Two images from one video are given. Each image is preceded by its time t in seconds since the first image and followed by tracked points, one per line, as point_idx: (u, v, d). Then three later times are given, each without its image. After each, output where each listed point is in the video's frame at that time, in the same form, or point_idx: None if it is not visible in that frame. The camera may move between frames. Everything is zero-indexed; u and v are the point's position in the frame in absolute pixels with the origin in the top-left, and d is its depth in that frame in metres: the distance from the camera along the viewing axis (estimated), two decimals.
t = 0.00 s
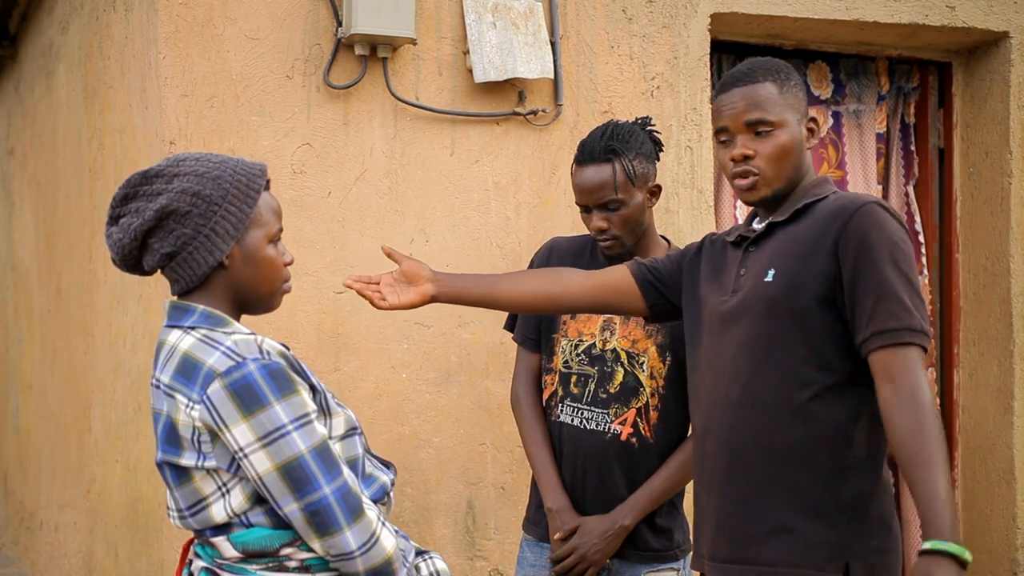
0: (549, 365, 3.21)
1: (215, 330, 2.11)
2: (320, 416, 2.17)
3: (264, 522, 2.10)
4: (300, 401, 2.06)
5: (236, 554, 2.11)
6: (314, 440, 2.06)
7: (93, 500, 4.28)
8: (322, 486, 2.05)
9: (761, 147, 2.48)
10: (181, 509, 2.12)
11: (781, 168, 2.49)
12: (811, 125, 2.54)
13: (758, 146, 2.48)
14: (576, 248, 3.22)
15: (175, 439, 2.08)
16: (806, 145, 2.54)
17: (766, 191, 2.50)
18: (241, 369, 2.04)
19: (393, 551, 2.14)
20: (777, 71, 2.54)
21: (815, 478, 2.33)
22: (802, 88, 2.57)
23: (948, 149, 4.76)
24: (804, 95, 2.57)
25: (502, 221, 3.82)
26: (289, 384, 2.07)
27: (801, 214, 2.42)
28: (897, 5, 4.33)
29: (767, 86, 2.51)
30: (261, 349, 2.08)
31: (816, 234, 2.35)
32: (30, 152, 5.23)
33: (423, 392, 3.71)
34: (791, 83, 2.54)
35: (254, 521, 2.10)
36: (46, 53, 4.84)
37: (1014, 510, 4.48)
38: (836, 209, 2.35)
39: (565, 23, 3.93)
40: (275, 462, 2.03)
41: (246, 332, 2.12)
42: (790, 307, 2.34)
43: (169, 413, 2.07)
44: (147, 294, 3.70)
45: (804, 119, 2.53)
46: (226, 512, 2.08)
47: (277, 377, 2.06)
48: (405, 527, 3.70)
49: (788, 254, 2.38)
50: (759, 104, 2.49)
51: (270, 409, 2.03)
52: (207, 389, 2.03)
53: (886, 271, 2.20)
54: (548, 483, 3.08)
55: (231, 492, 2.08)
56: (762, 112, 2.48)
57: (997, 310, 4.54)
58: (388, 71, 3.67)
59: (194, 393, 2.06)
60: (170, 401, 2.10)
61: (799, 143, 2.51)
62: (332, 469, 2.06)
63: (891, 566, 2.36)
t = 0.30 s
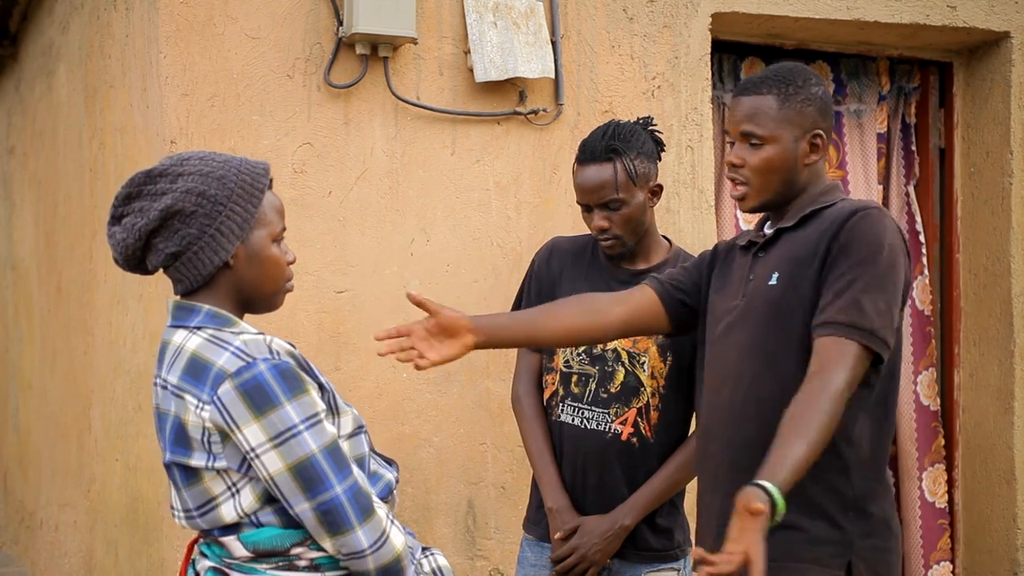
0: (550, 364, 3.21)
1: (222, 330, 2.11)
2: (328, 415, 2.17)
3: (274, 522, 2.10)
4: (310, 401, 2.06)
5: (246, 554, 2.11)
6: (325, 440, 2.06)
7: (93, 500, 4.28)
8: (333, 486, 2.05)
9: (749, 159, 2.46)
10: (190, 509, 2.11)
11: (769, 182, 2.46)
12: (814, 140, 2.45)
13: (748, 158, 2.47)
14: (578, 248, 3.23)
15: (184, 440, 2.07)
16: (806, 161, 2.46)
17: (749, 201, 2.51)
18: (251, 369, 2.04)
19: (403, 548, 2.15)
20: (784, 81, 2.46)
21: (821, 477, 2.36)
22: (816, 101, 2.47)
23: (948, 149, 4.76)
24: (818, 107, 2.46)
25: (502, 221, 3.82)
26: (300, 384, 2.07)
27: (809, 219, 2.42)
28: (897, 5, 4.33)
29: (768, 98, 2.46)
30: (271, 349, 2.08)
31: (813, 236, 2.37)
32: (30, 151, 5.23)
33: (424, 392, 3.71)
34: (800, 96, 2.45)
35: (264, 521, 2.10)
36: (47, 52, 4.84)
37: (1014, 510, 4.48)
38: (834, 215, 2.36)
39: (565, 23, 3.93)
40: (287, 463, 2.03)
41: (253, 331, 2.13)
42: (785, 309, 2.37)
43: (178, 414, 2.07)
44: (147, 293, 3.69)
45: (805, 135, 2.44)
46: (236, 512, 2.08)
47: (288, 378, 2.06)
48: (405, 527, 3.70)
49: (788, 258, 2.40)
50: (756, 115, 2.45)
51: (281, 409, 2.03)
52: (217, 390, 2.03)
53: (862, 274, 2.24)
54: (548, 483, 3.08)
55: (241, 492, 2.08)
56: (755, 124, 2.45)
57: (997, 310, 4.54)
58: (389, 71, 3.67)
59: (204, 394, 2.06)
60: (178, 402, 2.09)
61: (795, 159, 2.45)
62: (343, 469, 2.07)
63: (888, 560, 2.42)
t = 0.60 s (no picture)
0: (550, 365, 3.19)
1: (219, 332, 2.11)
2: (326, 416, 2.17)
3: (274, 523, 2.10)
4: (307, 402, 2.06)
5: (246, 555, 2.11)
6: (323, 441, 2.06)
7: (93, 500, 4.29)
8: (331, 486, 2.06)
9: (804, 151, 2.45)
10: (190, 511, 2.12)
11: (821, 175, 2.46)
12: (862, 137, 2.48)
13: (800, 151, 2.46)
14: (577, 249, 3.25)
15: (183, 442, 2.08)
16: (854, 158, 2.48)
17: (800, 195, 2.49)
18: (248, 371, 2.04)
19: (402, 548, 2.15)
20: (833, 78, 2.48)
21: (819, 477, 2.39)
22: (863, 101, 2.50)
23: (948, 150, 4.76)
24: (865, 106, 2.49)
25: (502, 222, 3.82)
26: (298, 385, 2.07)
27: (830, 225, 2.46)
28: (897, 7, 4.33)
29: (821, 92, 2.46)
30: (268, 350, 2.09)
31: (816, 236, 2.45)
32: (30, 151, 5.24)
33: (423, 393, 3.71)
34: (848, 93, 2.47)
35: (264, 522, 2.10)
36: (47, 53, 4.84)
37: (1013, 511, 4.48)
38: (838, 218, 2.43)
39: (565, 24, 3.93)
40: (284, 464, 2.03)
41: (249, 333, 2.13)
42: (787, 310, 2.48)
43: (177, 417, 2.07)
44: (147, 294, 3.69)
45: (855, 132, 2.46)
46: (235, 514, 2.09)
47: (286, 380, 2.06)
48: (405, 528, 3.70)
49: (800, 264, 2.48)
50: (808, 109, 2.45)
51: (278, 411, 2.03)
52: (214, 392, 2.03)
53: (830, 262, 2.31)
54: (547, 484, 3.08)
55: (240, 494, 2.09)
56: (811, 116, 2.44)
57: (997, 312, 4.54)
58: (389, 72, 3.67)
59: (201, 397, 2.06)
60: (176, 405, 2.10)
61: (846, 155, 2.46)
62: (341, 469, 2.07)
63: (890, 566, 2.41)
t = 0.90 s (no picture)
0: (549, 367, 3.20)
1: (221, 332, 2.12)
2: (326, 419, 2.17)
3: (270, 524, 2.11)
4: (307, 404, 2.06)
5: (242, 556, 2.11)
6: (321, 444, 2.06)
7: (93, 503, 4.29)
8: (328, 490, 2.06)
9: (825, 153, 2.50)
10: (187, 511, 2.13)
11: (845, 174, 2.48)
12: (891, 137, 2.47)
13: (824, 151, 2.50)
14: (577, 251, 3.26)
15: (182, 441, 2.08)
16: (882, 157, 2.47)
17: (827, 195, 2.53)
18: (249, 372, 2.04)
19: (398, 554, 2.16)
20: (860, 80, 2.51)
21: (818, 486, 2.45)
22: (896, 99, 2.49)
23: (948, 154, 4.77)
24: (896, 106, 2.48)
25: (502, 225, 3.83)
26: (298, 387, 2.07)
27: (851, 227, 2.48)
28: (897, 10, 4.33)
29: (846, 92, 2.50)
30: (268, 352, 2.09)
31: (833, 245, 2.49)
32: (31, 155, 5.25)
33: (423, 396, 3.71)
34: (875, 94, 2.48)
35: (261, 524, 2.10)
36: (48, 56, 4.85)
37: (1013, 515, 4.48)
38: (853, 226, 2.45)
39: (565, 28, 3.93)
40: (282, 466, 2.03)
41: (251, 334, 2.14)
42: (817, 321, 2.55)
43: (176, 416, 2.08)
44: (147, 296, 3.69)
45: (882, 132, 2.47)
46: (232, 514, 2.09)
47: (285, 381, 2.06)
48: (405, 531, 3.70)
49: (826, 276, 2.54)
50: (831, 109, 2.50)
51: (277, 412, 2.03)
52: (214, 392, 2.03)
53: (827, 273, 2.36)
54: (547, 487, 3.08)
55: (237, 495, 2.09)
56: (831, 118, 2.49)
57: (997, 315, 4.54)
58: (389, 75, 3.68)
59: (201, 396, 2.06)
60: (176, 404, 2.10)
61: (870, 153, 2.47)
62: (338, 473, 2.07)
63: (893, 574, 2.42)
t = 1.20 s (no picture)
0: (551, 371, 3.21)
1: (233, 332, 2.13)
2: (332, 423, 2.19)
3: (271, 526, 2.11)
4: (315, 408, 2.07)
5: (241, 556, 2.11)
6: (327, 448, 2.07)
7: (97, 506, 4.29)
8: (332, 494, 2.06)
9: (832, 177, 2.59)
10: (189, 508, 2.13)
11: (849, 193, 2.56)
12: (877, 150, 2.47)
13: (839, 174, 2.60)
14: (580, 254, 3.27)
15: (189, 438, 2.09)
16: (877, 171, 2.48)
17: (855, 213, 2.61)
18: (259, 372, 2.05)
19: (397, 561, 2.16)
20: (849, 98, 2.54)
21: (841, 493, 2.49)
22: (878, 109, 2.47)
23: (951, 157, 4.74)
24: (879, 117, 2.47)
25: (505, 228, 3.83)
26: (308, 390, 2.08)
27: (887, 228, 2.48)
28: (900, 13, 4.34)
29: (836, 115, 2.57)
30: (280, 354, 2.09)
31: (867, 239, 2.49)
32: (34, 158, 5.26)
33: (427, 399, 3.72)
34: (858, 110, 2.50)
35: (262, 524, 2.11)
36: (51, 60, 4.85)
37: (1017, 518, 4.49)
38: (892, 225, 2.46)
39: (569, 31, 3.94)
40: (288, 467, 2.04)
41: (264, 335, 2.14)
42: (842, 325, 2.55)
43: (185, 412, 2.09)
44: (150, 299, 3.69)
45: (867, 146, 2.48)
46: (234, 513, 2.10)
47: (295, 384, 2.06)
48: (408, 534, 3.70)
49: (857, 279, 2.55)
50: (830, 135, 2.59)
51: (286, 414, 2.04)
52: (224, 391, 2.04)
53: (854, 262, 2.36)
54: (550, 490, 3.07)
55: (240, 494, 2.10)
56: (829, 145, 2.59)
57: (1000, 318, 4.54)
58: (393, 79, 3.68)
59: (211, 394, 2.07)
60: (185, 401, 2.11)
61: (861, 171, 2.50)
62: (343, 478, 2.07)
63: None
